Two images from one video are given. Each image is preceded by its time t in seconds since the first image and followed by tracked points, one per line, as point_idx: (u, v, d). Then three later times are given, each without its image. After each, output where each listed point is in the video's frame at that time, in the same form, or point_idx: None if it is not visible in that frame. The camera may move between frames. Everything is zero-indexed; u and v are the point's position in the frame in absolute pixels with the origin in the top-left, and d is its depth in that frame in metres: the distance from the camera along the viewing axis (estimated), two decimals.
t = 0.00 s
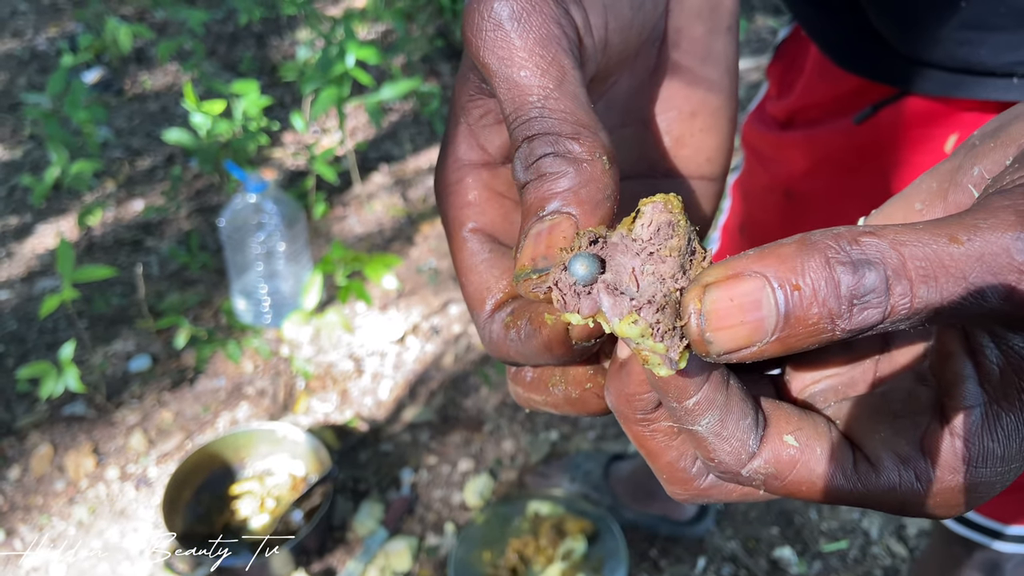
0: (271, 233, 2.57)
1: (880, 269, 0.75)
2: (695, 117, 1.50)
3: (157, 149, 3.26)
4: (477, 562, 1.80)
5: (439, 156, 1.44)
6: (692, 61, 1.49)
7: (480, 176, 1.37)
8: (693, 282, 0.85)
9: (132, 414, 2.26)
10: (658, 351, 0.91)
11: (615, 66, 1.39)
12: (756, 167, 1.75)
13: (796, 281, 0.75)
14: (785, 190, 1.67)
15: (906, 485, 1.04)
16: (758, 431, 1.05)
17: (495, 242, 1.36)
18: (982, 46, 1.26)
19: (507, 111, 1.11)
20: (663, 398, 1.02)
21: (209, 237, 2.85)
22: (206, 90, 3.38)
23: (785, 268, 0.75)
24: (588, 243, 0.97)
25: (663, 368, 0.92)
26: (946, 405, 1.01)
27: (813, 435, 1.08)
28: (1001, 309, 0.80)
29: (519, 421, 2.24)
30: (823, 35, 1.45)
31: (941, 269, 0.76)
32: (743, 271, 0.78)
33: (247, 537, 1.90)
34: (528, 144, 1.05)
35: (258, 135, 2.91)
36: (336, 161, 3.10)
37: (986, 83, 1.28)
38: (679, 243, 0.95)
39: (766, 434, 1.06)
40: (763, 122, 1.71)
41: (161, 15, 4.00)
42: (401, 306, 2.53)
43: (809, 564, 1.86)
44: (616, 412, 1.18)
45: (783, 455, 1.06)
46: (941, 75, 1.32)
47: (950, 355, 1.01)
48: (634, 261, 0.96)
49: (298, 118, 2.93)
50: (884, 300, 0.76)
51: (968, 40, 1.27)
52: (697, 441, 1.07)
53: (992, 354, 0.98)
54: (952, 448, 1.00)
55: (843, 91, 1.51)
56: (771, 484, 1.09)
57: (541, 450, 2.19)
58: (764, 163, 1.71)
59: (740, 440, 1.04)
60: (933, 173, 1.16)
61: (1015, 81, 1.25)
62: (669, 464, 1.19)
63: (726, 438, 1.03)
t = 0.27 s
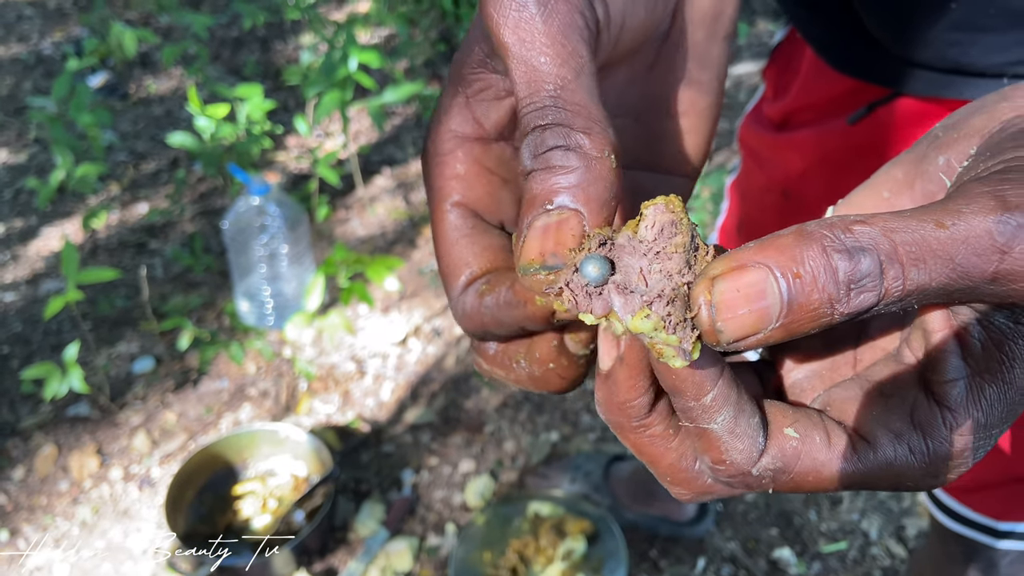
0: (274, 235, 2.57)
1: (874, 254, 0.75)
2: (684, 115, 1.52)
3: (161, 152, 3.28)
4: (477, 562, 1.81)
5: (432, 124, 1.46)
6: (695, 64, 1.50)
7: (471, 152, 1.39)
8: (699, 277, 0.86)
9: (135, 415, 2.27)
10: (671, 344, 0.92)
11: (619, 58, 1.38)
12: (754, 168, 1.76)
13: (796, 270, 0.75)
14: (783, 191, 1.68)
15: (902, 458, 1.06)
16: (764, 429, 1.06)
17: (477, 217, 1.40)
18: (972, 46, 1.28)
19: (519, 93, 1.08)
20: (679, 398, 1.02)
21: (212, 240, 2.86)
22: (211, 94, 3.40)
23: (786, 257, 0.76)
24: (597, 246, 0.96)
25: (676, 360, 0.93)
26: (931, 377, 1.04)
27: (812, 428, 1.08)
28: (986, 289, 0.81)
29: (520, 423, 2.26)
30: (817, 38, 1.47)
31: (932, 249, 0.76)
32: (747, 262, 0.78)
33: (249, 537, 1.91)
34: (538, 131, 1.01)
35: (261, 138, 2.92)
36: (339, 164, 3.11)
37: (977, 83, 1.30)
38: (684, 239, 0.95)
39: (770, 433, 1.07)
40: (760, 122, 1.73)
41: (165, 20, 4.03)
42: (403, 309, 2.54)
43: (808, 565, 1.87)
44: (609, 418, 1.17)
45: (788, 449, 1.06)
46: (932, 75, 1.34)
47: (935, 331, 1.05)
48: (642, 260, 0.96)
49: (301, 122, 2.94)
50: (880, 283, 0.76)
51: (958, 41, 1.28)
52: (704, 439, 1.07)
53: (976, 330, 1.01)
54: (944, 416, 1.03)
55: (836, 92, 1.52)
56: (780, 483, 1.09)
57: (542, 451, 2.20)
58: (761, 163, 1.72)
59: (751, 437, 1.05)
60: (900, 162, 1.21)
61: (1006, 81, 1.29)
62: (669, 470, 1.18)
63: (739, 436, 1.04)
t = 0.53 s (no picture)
0: (276, 238, 2.60)
1: (858, 242, 0.79)
2: (664, 112, 1.53)
3: (164, 156, 3.30)
4: (477, 563, 1.82)
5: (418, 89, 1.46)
6: (695, 72, 1.52)
7: (454, 124, 1.39)
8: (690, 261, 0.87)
9: (137, 417, 2.29)
10: (668, 323, 0.91)
11: (617, 48, 1.37)
12: (747, 170, 1.77)
13: (783, 252, 0.78)
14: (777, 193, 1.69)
15: (867, 429, 1.08)
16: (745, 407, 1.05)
17: (448, 190, 1.39)
18: (959, 49, 1.30)
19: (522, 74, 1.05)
20: (676, 379, 1.00)
21: (214, 243, 2.88)
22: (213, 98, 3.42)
23: (774, 241, 0.78)
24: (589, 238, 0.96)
25: (674, 339, 0.92)
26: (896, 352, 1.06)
27: (788, 405, 1.07)
28: (947, 265, 0.87)
29: (520, 424, 2.27)
30: (806, 42, 1.48)
31: (910, 233, 0.81)
32: (736, 244, 0.80)
33: (249, 537, 1.92)
34: (540, 115, 0.99)
35: (264, 142, 2.94)
36: (341, 168, 3.12)
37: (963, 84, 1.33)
38: (673, 223, 0.94)
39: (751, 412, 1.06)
40: (753, 126, 1.74)
41: (169, 25, 4.06)
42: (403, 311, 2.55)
43: (806, 566, 1.88)
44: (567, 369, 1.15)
45: (764, 429, 1.06)
46: (919, 77, 1.36)
47: (898, 306, 1.05)
48: (633, 245, 0.95)
49: (304, 126, 2.96)
50: (860, 263, 0.80)
51: (945, 43, 1.30)
52: (682, 416, 1.06)
53: (933, 301, 1.01)
54: (906, 391, 1.06)
55: (827, 95, 1.54)
56: (757, 461, 1.09)
57: (541, 453, 2.21)
58: (755, 166, 1.74)
59: (737, 417, 1.04)
60: (851, 138, 1.20)
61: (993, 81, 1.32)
62: (633, 419, 1.18)
63: (728, 419, 1.03)
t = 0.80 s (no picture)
0: (277, 241, 2.61)
1: (842, 224, 0.79)
2: (650, 114, 1.54)
3: (167, 159, 3.31)
4: (477, 564, 1.83)
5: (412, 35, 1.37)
6: (686, 78, 1.53)
7: (442, 76, 1.31)
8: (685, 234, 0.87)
9: (140, 418, 2.30)
10: (662, 292, 0.88)
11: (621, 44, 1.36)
12: (743, 172, 1.79)
13: (773, 231, 0.78)
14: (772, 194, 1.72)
15: (841, 409, 1.04)
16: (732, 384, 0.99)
17: (422, 138, 1.31)
18: (945, 52, 1.33)
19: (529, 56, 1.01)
20: (667, 353, 0.94)
21: (217, 246, 2.89)
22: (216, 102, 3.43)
23: (765, 219, 0.78)
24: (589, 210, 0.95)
25: (667, 309, 0.88)
26: (869, 336, 1.04)
27: (769, 384, 1.02)
28: (931, 254, 0.87)
29: (520, 426, 2.28)
30: (795, 45, 1.49)
31: (893, 216, 0.81)
32: (730, 221, 0.80)
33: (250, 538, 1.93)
34: (544, 98, 0.97)
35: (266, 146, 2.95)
36: (343, 171, 3.14)
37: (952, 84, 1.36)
38: (667, 197, 0.94)
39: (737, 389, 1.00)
40: (747, 128, 1.76)
41: (172, 30, 4.08)
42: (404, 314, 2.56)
43: (804, 567, 1.89)
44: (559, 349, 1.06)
45: (748, 407, 1.00)
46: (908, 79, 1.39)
47: (870, 293, 1.03)
48: (628, 218, 0.94)
49: (305, 130, 2.97)
50: (844, 246, 0.80)
51: (933, 45, 1.33)
52: (666, 393, 0.99)
53: (904, 286, 0.99)
54: (878, 375, 1.03)
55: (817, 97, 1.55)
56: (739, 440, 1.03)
57: (541, 455, 2.22)
58: (751, 168, 1.76)
59: (723, 394, 0.98)
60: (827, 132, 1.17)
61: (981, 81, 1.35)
62: (612, 400, 1.11)
63: (715, 394, 0.97)
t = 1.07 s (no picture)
0: (278, 243, 2.62)
1: (925, 230, 0.76)
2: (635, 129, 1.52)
3: (168, 162, 3.32)
4: (476, 564, 1.84)
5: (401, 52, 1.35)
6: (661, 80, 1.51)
7: (425, 93, 1.30)
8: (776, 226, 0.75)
9: (141, 420, 2.31)
10: (754, 294, 0.72)
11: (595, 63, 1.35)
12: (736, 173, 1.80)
13: (863, 233, 0.72)
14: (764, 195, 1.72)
15: (846, 400, 0.98)
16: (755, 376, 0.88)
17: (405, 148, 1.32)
18: (937, 55, 1.37)
19: (489, 81, 1.04)
20: (705, 346, 0.80)
21: (218, 248, 2.90)
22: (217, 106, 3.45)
23: (867, 222, 0.73)
24: (671, 185, 0.76)
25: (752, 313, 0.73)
26: (876, 329, 0.99)
27: (786, 373, 0.93)
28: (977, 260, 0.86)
29: (519, 428, 2.29)
30: (789, 48, 1.51)
31: (965, 223, 0.80)
32: (822, 219, 0.73)
33: (251, 538, 1.95)
34: (499, 120, 0.98)
35: (266, 148, 2.96)
36: (343, 174, 3.15)
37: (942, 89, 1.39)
38: (768, 188, 0.76)
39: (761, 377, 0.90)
40: (741, 131, 1.77)
41: (173, 34, 4.10)
42: (404, 316, 2.57)
43: (803, 568, 1.89)
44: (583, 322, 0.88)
45: (764, 398, 0.90)
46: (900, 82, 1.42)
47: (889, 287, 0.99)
48: (721, 205, 0.75)
49: (306, 133, 2.98)
50: (918, 252, 0.77)
51: (925, 47, 1.37)
52: (689, 381, 0.86)
53: (920, 287, 0.97)
54: (881, 370, 1.00)
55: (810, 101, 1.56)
56: (745, 431, 0.94)
57: (540, 456, 2.23)
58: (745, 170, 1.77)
59: (750, 388, 0.87)
60: (825, 108, 1.12)
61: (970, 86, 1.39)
62: (623, 384, 0.95)
63: (740, 390, 0.85)
